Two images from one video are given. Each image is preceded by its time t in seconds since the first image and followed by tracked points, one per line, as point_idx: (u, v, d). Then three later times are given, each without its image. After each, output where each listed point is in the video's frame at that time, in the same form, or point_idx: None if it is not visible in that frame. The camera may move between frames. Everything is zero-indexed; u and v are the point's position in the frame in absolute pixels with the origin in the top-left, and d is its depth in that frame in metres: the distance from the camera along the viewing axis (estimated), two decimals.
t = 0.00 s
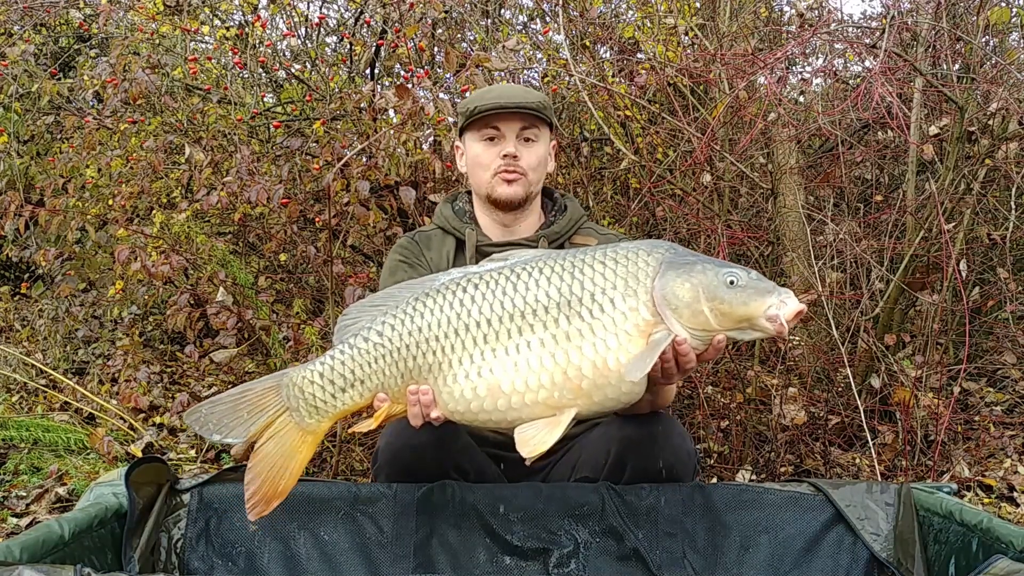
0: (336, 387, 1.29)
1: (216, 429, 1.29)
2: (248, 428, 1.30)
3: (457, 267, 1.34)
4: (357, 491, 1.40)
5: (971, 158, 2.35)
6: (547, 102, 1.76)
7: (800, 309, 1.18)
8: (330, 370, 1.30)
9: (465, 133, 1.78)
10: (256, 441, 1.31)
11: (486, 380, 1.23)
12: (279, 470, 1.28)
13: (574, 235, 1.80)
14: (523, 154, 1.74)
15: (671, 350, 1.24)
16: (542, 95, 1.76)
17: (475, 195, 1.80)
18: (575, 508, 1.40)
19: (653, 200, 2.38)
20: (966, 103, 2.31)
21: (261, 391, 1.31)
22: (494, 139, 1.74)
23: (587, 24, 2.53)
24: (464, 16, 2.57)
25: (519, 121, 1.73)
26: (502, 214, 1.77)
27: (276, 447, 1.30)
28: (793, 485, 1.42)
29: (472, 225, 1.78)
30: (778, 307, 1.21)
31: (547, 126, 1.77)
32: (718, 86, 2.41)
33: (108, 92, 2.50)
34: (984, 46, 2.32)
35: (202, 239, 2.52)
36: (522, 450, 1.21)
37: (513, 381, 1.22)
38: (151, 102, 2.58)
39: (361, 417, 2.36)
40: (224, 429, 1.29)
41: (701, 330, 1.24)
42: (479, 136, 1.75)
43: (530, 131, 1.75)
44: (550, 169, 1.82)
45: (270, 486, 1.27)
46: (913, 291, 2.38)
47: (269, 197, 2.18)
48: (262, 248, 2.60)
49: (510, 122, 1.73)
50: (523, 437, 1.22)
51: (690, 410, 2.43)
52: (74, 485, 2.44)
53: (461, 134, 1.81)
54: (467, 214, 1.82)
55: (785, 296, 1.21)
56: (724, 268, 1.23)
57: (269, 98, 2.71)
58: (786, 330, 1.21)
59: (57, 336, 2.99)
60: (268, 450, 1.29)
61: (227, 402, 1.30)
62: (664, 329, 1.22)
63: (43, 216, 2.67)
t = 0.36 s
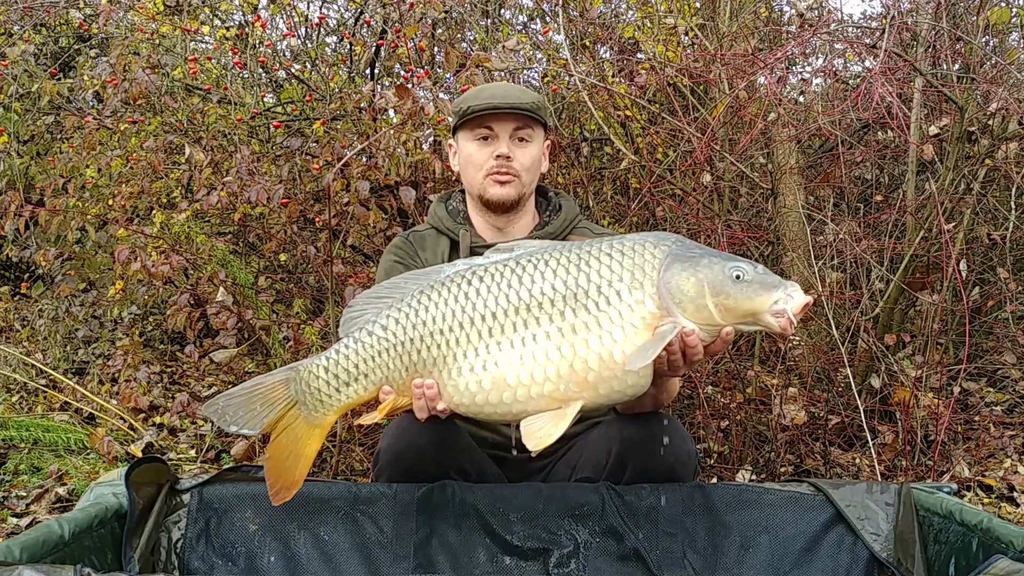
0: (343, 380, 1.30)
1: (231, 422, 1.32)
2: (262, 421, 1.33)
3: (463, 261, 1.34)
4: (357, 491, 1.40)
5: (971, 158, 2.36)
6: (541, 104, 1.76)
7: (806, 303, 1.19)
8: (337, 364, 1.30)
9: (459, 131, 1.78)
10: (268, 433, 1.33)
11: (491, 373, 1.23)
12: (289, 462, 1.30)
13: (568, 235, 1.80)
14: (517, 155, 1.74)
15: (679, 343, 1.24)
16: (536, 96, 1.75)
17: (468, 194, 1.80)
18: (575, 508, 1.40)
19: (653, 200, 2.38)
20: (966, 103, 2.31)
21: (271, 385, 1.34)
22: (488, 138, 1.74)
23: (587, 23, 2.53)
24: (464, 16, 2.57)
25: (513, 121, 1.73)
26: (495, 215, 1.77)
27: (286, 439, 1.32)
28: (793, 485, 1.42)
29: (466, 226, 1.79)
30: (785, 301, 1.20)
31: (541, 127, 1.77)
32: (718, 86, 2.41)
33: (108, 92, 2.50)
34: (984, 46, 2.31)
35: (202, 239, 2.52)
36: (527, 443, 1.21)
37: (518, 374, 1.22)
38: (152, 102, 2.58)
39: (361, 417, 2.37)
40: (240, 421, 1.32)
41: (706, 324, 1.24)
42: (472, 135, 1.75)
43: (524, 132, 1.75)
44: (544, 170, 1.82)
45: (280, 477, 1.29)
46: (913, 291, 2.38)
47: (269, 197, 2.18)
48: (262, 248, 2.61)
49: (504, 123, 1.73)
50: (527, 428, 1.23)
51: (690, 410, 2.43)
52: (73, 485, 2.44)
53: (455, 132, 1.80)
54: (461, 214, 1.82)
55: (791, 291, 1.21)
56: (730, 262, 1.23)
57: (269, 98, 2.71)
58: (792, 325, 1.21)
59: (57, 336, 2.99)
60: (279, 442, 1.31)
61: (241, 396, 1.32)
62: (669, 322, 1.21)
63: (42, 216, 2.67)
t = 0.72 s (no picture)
0: (344, 372, 1.30)
1: (224, 412, 1.31)
2: (257, 412, 1.32)
3: (465, 256, 1.34)
4: (357, 491, 1.40)
5: (971, 158, 2.36)
6: (546, 107, 1.77)
7: (809, 300, 1.19)
8: (339, 356, 1.31)
9: (461, 130, 1.78)
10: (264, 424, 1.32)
11: (491, 368, 1.24)
12: (288, 452, 1.30)
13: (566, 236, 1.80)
14: (520, 156, 1.74)
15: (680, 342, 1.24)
16: (542, 99, 1.76)
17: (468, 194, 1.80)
18: (575, 508, 1.40)
19: (653, 200, 2.38)
20: (966, 103, 2.31)
21: (271, 375, 1.33)
22: (492, 138, 1.75)
23: (587, 24, 2.53)
24: (464, 16, 2.57)
25: (518, 122, 1.74)
26: (495, 215, 1.77)
27: (284, 430, 1.32)
28: (794, 485, 1.42)
29: (465, 227, 1.79)
30: (785, 301, 1.21)
31: (544, 130, 1.78)
32: (718, 86, 2.41)
33: (108, 92, 2.50)
34: (984, 46, 2.31)
35: (202, 239, 2.52)
36: (526, 438, 1.20)
37: (519, 369, 1.22)
38: (152, 102, 2.58)
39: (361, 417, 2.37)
40: (233, 412, 1.31)
41: (706, 324, 1.24)
42: (475, 134, 1.75)
43: (529, 133, 1.75)
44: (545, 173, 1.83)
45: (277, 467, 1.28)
46: (913, 291, 2.38)
47: (269, 197, 2.18)
48: (262, 248, 2.61)
49: (509, 123, 1.74)
50: (526, 423, 1.22)
51: (690, 410, 2.43)
52: (74, 485, 2.44)
53: (457, 130, 1.80)
54: (459, 216, 1.82)
55: (792, 291, 1.21)
56: (731, 262, 1.23)
57: (269, 98, 2.71)
58: (792, 326, 1.21)
59: (57, 336, 2.99)
60: (277, 433, 1.31)
61: (239, 385, 1.32)
62: (670, 321, 1.21)
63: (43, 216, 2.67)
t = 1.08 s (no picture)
0: (343, 368, 1.31)
1: (228, 407, 1.32)
2: (260, 406, 1.33)
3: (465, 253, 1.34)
4: (357, 491, 1.41)
5: (971, 158, 2.36)
6: (547, 109, 1.76)
7: (807, 304, 1.18)
8: (338, 352, 1.31)
9: (462, 131, 1.78)
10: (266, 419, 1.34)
11: (488, 366, 1.24)
12: (288, 447, 1.31)
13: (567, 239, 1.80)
14: (520, 159, 1.74)
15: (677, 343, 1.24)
16: (543, 101, 1.76)
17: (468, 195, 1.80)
18: (575, 508, 1.40)
19: (653, 200, 2.38)
20: (966, 103, 2.31)
21: (272, 370, 1.34)
22: (492, 140, 1.74)
23: (587, 24, 2.54)
24: (464, 16, 2.57)
25: (518, 125, 1.74)
26: (495, 217, 1.77)
27: (285, 425, 1.33)
28: (794, 485, 1.42)
29: (466, 230, 1.79)
30: (785, 304, 1.21)
31: (544, 132, 1.78)
32: (718, 86, 2.41)
33: (107, 92, 2.50)
34: (984, 46, 2.31)
35: (202, 239, 2.52)
36: (521, 437, 1.20)
37: (515, 367, 1.22)
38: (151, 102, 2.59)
39: (361, 417, 2.37)
40: (237, 407, 1.32)
41: (704, 326, 1.24)
42: (476, 136, 1.75)
43: (529, 136, 1.75)
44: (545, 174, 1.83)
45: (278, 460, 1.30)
46: (913, 290, 2.38)
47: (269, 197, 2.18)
48: (262, 248, 2.61)
49: (510, 126, 1.73)
50: (521, 422, 1.22)
51: (690, 410, 2.44)
52: (73, 485, 2.44)
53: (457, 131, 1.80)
54: (461, 218, 1.82)
55: (791, 294, 1.21)
56: (730, 264, 1.23)
57: (269, 98, 2.71)
58: (791, 328, 1.21)
59: (57, 336, 2.99)
60: (278, 427, 1.32)
61: (241, 380, 1.33)
62: (668, 322, 1.21)
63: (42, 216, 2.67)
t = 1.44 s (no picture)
0: (343, 371, 1.30)
1: (229, 409, 1.32)
2: (261, 408, 1.33)
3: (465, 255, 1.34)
4: (357, 491, 1.41)
5: (971, 158, 2.36)
6: (544, 113, 1.75)
7: (809, 308, 1.18)
8: (339, 354, 1.31)
9: (460, 135, 1.78)
10: (267, 420, 1.34)
11: (487, 370, 1.24)
12: (289, 448, 1.32)
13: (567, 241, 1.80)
14: (514, 164, 1.74)
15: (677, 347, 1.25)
16: (540, 104, 1.75)
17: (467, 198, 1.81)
18: (575, 508, 1.40)
19: (653, 200, 2.38)
20: (966, 102, 2.30)
21: (273, 372, 1.34)
22: (488, 145, 1.74)
23: (587, 24, 2.54)
24: (464, 16, 2.57)
25: (513, 130, 1.73)
26: (491, 221, 1.78)
27: (285, 426, 1.33)
28: (794, 485, 1.42)
29: (466, 232, 1.79)
30: (786, 307, 1.21)
31: (542, 136, 1.76)
32: (718, 86, 2.41)
33: (107, 92, 2.50)
34: (984, 46, 2.31)
35: (202, 239, 2.52)
36: (520, 441, 1.20)
37: (515, 371, 1.22)
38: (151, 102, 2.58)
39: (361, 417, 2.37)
40: (238, 409, 1.32)
41: (706, 328, 1.23)
42: (473, 139, 1.76)
43: (524, 141, 1.74)
44: (544, 178, 1.82)
45: (280, 462, 1.30)
46: (913, 290, 2.38)
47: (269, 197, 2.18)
48: (262, 248, 2.61)
49: (504, 131, 1.73)
50: (520, 426, 1.22)
51: (690, 410, 2.44)
52: (73, 485, 2.44)
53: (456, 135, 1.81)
54: (461, 220, 1.83)
55: (792, 297, 1.21)
56: (732, 267, 1.23)
57: (269, 98, 2.71)
58: (792, 331, 1.21)
59: (57, 336, 2.99)
60: (279, 429, 1.32)
61: (242, 382, 1.32)
62: (669, 325, 1.21)
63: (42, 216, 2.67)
